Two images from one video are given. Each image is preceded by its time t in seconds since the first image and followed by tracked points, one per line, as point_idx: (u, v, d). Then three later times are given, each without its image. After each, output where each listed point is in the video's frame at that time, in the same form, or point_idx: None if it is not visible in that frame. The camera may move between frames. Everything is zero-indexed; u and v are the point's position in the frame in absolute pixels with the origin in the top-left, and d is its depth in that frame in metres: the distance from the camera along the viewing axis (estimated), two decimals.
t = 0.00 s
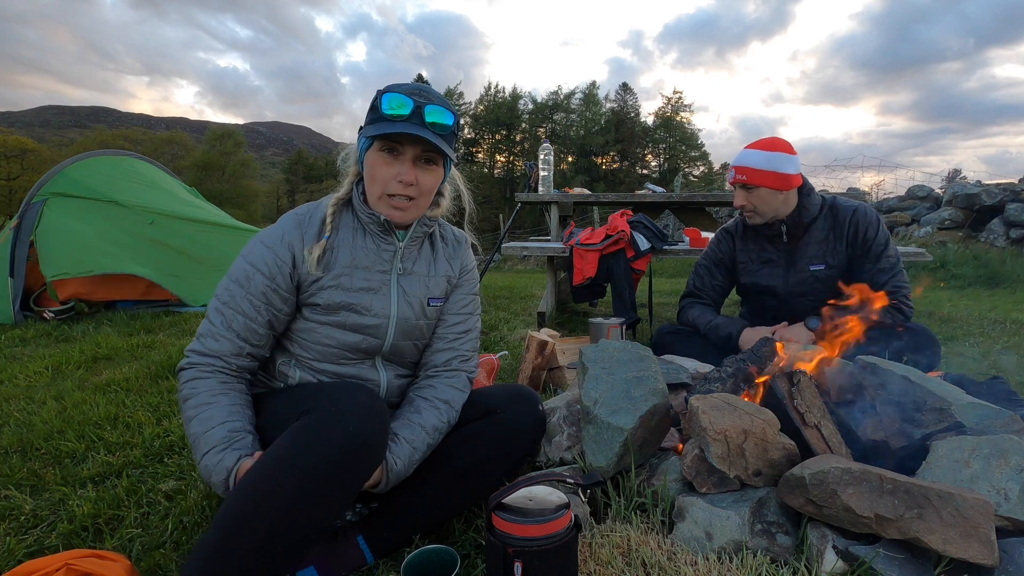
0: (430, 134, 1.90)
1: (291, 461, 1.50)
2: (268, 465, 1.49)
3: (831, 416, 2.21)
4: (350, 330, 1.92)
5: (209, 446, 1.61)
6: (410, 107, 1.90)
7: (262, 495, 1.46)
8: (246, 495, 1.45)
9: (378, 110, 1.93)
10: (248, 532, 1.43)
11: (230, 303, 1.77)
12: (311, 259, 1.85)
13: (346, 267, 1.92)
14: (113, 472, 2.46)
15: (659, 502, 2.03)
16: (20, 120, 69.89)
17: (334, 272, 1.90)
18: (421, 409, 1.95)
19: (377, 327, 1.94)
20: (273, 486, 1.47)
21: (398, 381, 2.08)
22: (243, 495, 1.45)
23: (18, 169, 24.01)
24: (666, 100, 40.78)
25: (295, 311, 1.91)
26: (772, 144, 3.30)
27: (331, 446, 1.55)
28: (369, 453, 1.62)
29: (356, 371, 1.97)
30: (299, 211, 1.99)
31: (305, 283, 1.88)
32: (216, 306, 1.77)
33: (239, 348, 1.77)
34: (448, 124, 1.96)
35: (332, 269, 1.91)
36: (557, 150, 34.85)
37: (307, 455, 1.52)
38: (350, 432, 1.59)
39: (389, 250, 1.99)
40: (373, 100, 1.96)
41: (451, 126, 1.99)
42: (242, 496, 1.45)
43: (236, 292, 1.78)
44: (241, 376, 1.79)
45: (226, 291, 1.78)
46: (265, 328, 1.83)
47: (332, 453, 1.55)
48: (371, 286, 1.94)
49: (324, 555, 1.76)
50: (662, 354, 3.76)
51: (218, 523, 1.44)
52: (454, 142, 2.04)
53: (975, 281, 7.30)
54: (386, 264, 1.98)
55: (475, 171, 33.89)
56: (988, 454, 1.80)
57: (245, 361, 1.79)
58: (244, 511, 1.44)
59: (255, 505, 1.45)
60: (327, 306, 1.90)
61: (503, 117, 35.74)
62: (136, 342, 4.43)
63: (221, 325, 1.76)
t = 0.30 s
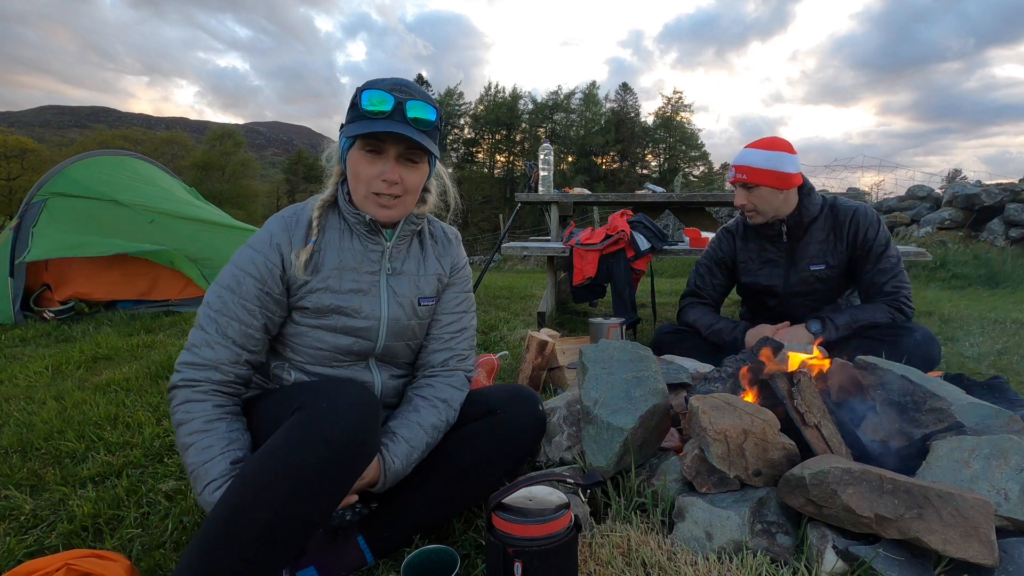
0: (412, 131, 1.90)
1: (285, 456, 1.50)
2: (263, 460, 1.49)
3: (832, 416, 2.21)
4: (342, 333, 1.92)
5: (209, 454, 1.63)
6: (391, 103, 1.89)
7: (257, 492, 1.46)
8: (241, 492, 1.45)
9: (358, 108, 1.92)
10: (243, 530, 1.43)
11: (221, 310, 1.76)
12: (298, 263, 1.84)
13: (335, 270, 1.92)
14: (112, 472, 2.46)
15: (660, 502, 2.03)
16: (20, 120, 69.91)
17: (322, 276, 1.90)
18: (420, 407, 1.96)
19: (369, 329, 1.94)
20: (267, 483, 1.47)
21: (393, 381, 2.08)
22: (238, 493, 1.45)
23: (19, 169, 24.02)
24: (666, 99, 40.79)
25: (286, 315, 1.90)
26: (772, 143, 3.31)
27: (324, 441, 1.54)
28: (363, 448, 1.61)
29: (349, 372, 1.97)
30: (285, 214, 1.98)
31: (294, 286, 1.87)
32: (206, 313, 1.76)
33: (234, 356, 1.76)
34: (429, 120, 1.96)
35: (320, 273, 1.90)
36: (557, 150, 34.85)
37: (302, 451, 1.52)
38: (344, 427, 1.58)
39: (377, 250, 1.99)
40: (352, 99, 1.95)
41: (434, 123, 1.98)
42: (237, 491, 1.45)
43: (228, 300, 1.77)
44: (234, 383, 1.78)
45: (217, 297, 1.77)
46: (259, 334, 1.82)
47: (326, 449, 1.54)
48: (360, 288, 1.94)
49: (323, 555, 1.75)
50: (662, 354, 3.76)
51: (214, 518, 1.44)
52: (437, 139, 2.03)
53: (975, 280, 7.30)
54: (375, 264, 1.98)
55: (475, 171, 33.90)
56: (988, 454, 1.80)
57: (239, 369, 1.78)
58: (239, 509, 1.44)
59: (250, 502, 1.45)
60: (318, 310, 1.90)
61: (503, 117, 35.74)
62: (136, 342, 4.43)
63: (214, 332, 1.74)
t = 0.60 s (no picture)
0: (402, 125, 1.90)
1: (293, 461, 1.50)
2: (270, 465, 1.49)
3: (832, 416, 2.21)
4: (344, 334, 1.92)
5: (217, 456, 1.63)
6: (377, 101, 1.89)
7: (264, 494, 1.46)
8: (247, 495, 1.45)
9: (346, 108, 1.92)
10: (250, 532, 1.43)
11: (224, 317, 1.76)
12: (297, 268, 1.83)
13: (336, 272, 1.92)
14: (113, 472, 2.46)
15: (659, 502, 2.03)
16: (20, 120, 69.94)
17: (323, 278, 1.90)
18: (423, 406, 1.96)
19: (371, 330, 1.94)
20: (274, 486, 1.47)
21: (394, 380, 2.08)
22: (245, 495, 1.45)
23: (19, 169, 24.03)
24: (666, 100, 40.80)
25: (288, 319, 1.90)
26: (769, 143, 3.31)
27: (331, 446, 1.56)
28: (368, 453, 1.63)
29: (351, 372, 1.97)
30: (283, 217, 1.98)
31: (294, 290, 1.86)
32: (209, 321, 1.75)
33: (238, 362, 1.76)
34: (417, 113, 1.97)
35: (321, 275, 1.90)
36: (557, 150, 34.85)
37: (309, 456, 1.52)
38: (350, 432, 1.60)
39: (376, 251, 2.00)
40: (339, 99, 1.95)
41: (420, 115, 1.99)
42: (244, 495, 1.45)
43: (230, 306, 1.76)
44: (241, 390, 1.79)
45: (219, 305, 1.77)
46: (263, 339, 1.82)
47: (333, 453, 1.55)
48: (361, 288, 1.94)
49: (325, 555, 1.75)
50: (662, 354, 3.75)
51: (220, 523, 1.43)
52: (425, 132, 2.04)
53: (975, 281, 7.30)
54: (374, 265, 1.98)
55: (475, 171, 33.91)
56: (988, 454, 1.80)
57: (244, 375, 1.79)
58: (246, 511, 1.44)
59: (257, 504, 1.45)
60: (320, 312, 1.90)
61: (503, 117, 35.74)
62: (136, 342, 4.43)
63: (218, 339, 1.75)
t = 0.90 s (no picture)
0: (403, 121, 1.91)
1: (300, 462, 1.51)
2: (277, 466, 1.50)
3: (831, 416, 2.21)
4: (347, 334, 1.92)
5: (253, 448, 1.64)
6: (377, 100, 1.89)
7: (271, 495, 1.46)
8: (256, 495, 1.45)
9: (347, 108, 1.92)
10: (257, 532, 1.44)
11: (239, 314, 1.75)
12: (305, 267, 1.83)
13: (340, 272, 1.92)
14: (113, 472, 2.46)
15: (659, 502, 2.03)
16: (20, 121, 69.97)
17: (328, 277, 1.90)
18: (425, 409, 1.96)
19: (374, 330, 1.94)
20: (283, 487, 1.48)
21: (396, 380, 2.08)
22: (252, 495, 1.46)
23: (19, 170, 24.04)
24: (666, 99, 40.82)
25: (294, 318, 1.90)
26: (763, 143, 3.32)
27: (337, 447, 1.56)
28: (374, 454, 1.63)
29: (354, 372, 1.97)
30: (289, 217, 1.98)
31: (301, 289, 1.87)
32: (218, 318, 1.74)
33: (251, 360, 1.75)
34: (417, 112, 1.97)
35: (327, 275, 1.90)
36: (557, 150, 34.84)
37: (317, 457, 1.53)
38: (356, 434, 1.60)
39: (379, 251, 2.00)
40: (340, 99, 1.95)
41: (420, 114, 1.99)
42: (253, 495, 1.46)
43: (241, 303, 1.75)
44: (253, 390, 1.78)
45: (229, 303, 1.75)
46: (273, 338, 1.81)
47: (339, 455, 1.56)
48: (365, 288, 1.94)
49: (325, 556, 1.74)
50: (662, 354, 3.75)
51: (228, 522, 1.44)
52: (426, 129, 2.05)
53: (974, 281, 7.30)
54: (378, 265, 1.98)
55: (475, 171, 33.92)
56: (988, 454, 1.80)
57: (256, 375, 1.77)
58: (253, 511, 1.44)
59: (264, 505, 1.45)
60: (324, 311, 1.90)
61: (503, 117, 35.75)
62: (136, 342, 4.44)
63: (231, 335, 1.73)
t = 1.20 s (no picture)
0: (404, 118, 1.91)
1: (325, 481, 1.51)
2: (302, 482, 1.50)
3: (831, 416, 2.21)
4: (353, 332, 1.92)
5: (271, 455, 1.65)
6: (377, 98, 1.89)
7: (296, 510, 1.47)
8: (278, 508, 1.45)
9: (348, 106, 1.92)
10: (277, 545, 1.43)
11: (244, 314, 1.74)
12: (311, 265, 1.84)
13: (345, 271, 1.92)
14: (113, 472, 2.46)
15: (660, 502, 2.03)
16: (20, 121, 70.01)
17: (334, 275, 1.90)
18: (428, 408, 1.97)
19: (379, 327, 1.94)
20: (306, 504, 1.48)
21: (400, 378, 2.09)
22: (276, 509, 1.45)
23: (19, 169, 24.05)
24: (666, 99, 40.84)
25: (300, 318, 1.90)
26: (758, 145, 3.31)
27: (362, 466, 1.58)
28: (396, 476, 1.64)
29: (358, 370, 1.97)
30: (292, 217, 1.97)
31: (308, 288, 1.87)
32: (227, 320, 1.73)
33: (262, 360, 1.75)
34: (417, 109, 1.97)
35: (333, 274, 1.90)
36: (557, 150, 34.84)
37: (342, 478, 1.54)
38: (380, 453, 1.61)
39: (383, 249, 1.99)
40: (340, 99, 1.95)
41: (421, 111, 2.00)
42: (275, 507, 1.46)
43: (249, 304, 1.75)
44: (263, 390, 1.77)
45: (237, 305, 1.75)
46: (281, 338, 1.81)
47: (364, 474, 1.57)
48: (371, 287, 1.94)
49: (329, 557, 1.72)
50: (662, 354, 3.75)
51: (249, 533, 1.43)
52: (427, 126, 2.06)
53: (975, 281, 7.30)
54: (382, 263, 1.98)
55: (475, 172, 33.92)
56: (988, 454, 1.80)
57: (267, 375, 1.77)
58: (274, 524, 1.44)
59: (287, 520, 1.45)
60: (330, 309, 1.89)
61: (503, 117, 35.75)
62: (136, 342, 4.43)
63: (239, 336, 1.72)
